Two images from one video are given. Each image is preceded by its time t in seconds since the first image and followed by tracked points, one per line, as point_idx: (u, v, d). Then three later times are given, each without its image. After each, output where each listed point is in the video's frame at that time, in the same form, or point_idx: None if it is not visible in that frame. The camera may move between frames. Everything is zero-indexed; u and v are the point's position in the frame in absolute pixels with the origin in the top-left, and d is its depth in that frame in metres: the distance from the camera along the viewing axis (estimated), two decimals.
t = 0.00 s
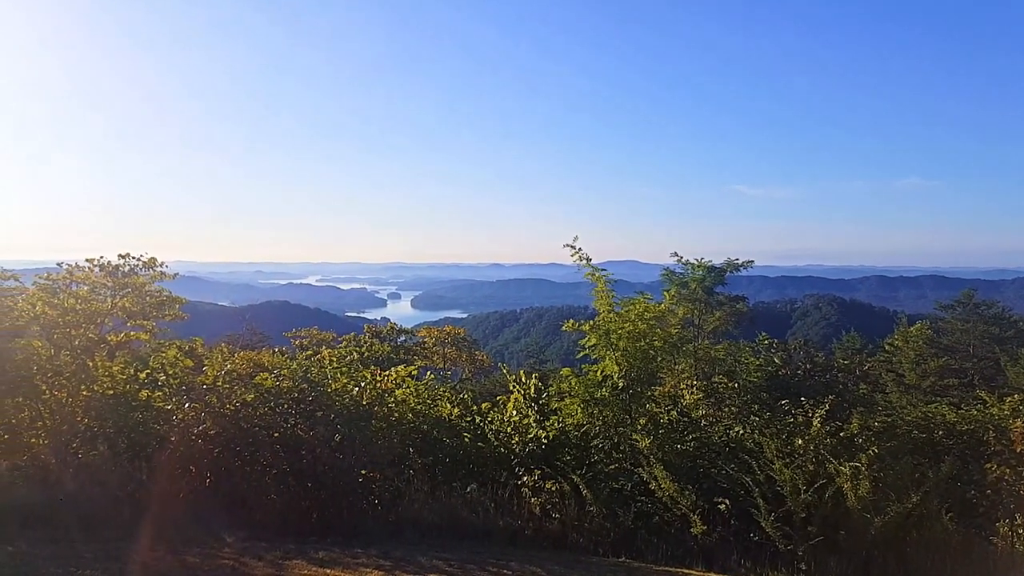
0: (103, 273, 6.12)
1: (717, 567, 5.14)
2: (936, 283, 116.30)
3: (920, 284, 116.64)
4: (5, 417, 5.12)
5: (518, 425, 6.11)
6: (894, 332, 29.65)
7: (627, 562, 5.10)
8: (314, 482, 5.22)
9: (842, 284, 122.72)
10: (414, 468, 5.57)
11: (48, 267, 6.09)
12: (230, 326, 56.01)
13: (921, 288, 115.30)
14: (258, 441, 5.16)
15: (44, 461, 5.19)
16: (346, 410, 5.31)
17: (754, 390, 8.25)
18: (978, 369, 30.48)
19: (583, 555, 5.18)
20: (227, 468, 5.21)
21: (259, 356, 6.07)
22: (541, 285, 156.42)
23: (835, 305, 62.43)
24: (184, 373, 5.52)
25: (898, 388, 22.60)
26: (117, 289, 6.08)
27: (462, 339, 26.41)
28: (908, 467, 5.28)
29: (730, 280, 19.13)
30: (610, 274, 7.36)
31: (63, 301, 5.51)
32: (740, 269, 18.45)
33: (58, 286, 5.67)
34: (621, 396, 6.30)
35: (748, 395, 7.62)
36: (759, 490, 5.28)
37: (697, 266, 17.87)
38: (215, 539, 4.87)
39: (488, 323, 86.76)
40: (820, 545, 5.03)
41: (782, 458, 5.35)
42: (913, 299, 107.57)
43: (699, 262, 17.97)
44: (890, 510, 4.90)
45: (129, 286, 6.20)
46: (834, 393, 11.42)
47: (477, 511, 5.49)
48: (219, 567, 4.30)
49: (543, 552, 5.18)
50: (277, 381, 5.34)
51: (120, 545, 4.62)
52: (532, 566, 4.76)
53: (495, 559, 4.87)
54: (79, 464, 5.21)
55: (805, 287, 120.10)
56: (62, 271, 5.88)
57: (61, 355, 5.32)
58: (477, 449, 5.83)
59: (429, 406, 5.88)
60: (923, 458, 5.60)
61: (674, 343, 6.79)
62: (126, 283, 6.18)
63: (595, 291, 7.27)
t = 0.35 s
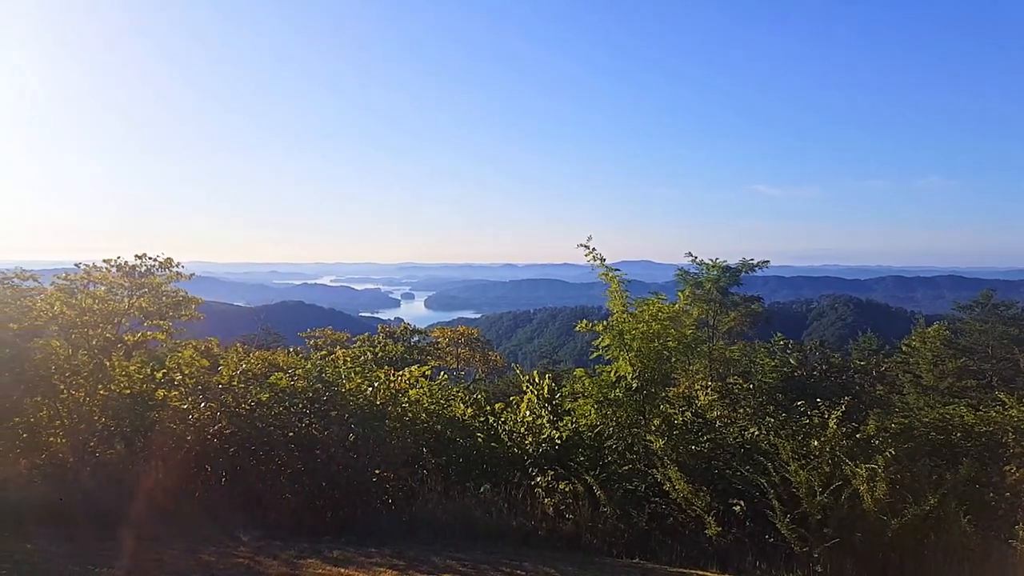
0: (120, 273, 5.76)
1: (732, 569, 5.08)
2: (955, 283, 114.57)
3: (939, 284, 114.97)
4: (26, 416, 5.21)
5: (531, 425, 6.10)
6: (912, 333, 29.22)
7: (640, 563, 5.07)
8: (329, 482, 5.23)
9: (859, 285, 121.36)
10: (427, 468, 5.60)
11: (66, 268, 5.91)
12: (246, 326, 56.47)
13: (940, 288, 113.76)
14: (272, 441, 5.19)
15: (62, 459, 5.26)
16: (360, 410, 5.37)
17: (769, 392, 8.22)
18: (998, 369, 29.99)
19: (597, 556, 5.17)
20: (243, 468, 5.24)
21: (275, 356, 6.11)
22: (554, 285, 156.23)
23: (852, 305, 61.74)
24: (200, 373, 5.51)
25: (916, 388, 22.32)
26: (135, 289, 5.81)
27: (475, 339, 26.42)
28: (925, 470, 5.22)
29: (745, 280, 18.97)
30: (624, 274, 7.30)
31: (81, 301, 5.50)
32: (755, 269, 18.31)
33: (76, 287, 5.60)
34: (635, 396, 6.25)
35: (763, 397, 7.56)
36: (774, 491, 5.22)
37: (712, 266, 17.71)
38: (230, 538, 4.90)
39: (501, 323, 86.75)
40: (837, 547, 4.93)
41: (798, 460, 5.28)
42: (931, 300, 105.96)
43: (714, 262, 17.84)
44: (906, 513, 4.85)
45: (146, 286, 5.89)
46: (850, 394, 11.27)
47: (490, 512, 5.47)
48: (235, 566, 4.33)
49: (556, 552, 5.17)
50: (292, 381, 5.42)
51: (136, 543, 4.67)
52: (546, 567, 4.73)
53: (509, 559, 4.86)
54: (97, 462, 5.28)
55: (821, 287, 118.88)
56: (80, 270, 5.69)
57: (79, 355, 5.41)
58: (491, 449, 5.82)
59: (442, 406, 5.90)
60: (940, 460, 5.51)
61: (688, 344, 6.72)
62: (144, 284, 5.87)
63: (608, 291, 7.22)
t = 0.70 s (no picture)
0: (132, 275, 5.89)
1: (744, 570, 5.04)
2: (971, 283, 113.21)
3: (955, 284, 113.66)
4: (39, 416, 5.26)
5: (542, 425, 6.06)
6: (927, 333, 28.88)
7: (652, 564, 5.03)
8: (340, 482, 5.23)
9: (873, 285, 120.26)
10: (438, 468, 5.58)
11: (79, 269, 6.07)
12: (258, 327, 56.84)
13: (956, 288, 112.47)
14: (284, 441, 5.19)
15: (75, 459, 5.29)
16: (372, 410, 5.32)
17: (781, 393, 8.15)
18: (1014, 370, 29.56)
19: (608, 557, 5.14)
20: (255, 468, 5.25)
21: (286, 356, 6.14)
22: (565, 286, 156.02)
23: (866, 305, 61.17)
24: (212, 373, 5.51)
25: (931, 389, 22.07)
26: (147, 290, 5.91)
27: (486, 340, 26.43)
28: (939, 471, 5.12)
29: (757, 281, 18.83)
30: (635, 274, 7.24)
31: (93, 301, 5.55)
32: (768, 269, 18.16)
33: (88, 287, 5.70)
34: (647, 397, 6.18)
35: (776, 398, 7.48)
36: (786, 492, 5.18)
37: (723, 266, 17.60)
38: (242, 538, 4.91)
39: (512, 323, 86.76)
40: (849, 548, 4.89)
41: (810, 460, 5.22)
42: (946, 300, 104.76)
43: (726, 262, 17.71)
44: (919, 514, 4.79)
45: (159, 287, 6.01)
46: (864, 395, 11.15)
47: (502, 512, 5.44)
48: (246, 566, 4.33)
49: (567, 553, 5.15)
50: (303, 381, 5.40)
51: (149, 543, 4.68)
52: (557, 568, 4.70)
53: (521, 560, 4.82)
54: (110, 462, 5.29)
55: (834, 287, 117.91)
56: (93, 271, 5.82)
57: (92, 356, 5.41)
58: (502, 450, 5.78)
59: (453, 406, 5.87)
60: (955, 461, 5.38)
61: (700, 344, 6.66)
62: (155, 284, 5.98)
63: (620, 291, 7.16)
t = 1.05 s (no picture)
0: (144, 275, 5.74)
1: (756, 571, 5.01)
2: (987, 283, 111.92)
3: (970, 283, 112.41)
4: (54, 415, 5.33)
5: (552, 426, 6.05)
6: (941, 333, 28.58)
7: (663, 565, 5.01)
8: (351, 481, 5.25)
9: (886, 284, 119.19)
10: (449, 468, 5.57)
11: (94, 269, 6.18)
12: (269, 327, 57.19)
13: (971, 288, 111.18)
14: (295, 440, 5.22)
15: (88, 458, 5.34)
16: (382, 410, 5.34)
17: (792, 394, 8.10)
18: None
19: (618, 558, 5.13)
20: (266, 467, 5.27)
21: (297, 356, 6.16)
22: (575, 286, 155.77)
23: (879, 305, 60.64)
24: (223, 372, 5.59)
25: (945, 389, 21.84)
26: (159, 290, 5.78)
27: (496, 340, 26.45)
28: (952, 472, 5.07)
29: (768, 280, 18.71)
30: (646, 274, 7.20)
31: (107, 301, 5.51)
32: (779, 269, 18.03)
33: (101, 287, 5.64)
34: (657, 397, 6.15)
35: (788, 398, 7.43)
36: (798, 493, 5.14)
37: (734, 265, 17.49)
38: (253, 536, 4.93)
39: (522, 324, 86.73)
40: (862, 549, 4.88)
41: (822, 461, 5.18)
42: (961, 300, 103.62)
43: (737, 261, 17.61)
44: (932, 515, 4.77)
45: (171, 287, 5.86)
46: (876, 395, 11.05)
47: (512, 512, 5.44)
48: (258, 565, 4.35)
49: (577, 553, 5.14)
50: (313, 381, 5.43)
51: (162, 542, 4.71)
52: (567, 568, 4.69)
53: (531, 560, 4.81)
54: (123, 461, 5.36)
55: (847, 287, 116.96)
56: (106, 272, 5.74)
57: (105, 355, 5.44)
58: (511, 450, 5.76)
59: (463, 406, 5.86)
60: (968, 462, 5.26)
61: (711, 344, 6.62)
62: (168, 284, 5.84)
63: (630, 291, 7.14)
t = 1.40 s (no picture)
0: (156, 275, 5.58)
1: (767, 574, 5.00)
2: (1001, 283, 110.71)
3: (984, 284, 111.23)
4: (67, 415, 5.42)
5: (561, 426, 6.04)
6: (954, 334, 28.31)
7: (674, 566, 4.98)
8: (361, 480, 5.28)
9: (899, 284, 118.19)
10: (458, 468, 5.55)
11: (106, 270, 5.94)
12: (280, 327, 57.52)
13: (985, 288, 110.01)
14: (306, 439, 5.25)
15: (100, 457, 5.35)
16: (392, 410, 5.37)
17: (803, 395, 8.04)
18: None
19: (628, 559, 5.11)
20: (278, 466, 5.30)
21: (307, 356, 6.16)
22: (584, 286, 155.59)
23: (892, 305, 60.15)
24: (234, 372, 5.65)
25: (958, 390, 21.64)
26: (171, 290, 5.63)
27: (506, 341, 26.47)
28: (965, 473, 4.94)
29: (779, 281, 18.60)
30: (656, 274, 7.16)
31: (119, 302, 5.45)
32: (790, 269, 17.92)
33: (113, 288, 5.53)
34: (667, 397, 6.11)
35: (799, 399, 7.37)
36: (809, 494, 5.10)
37: (745, 266, 17.44)
38: (264, 536, 4.95)
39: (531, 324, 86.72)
40: (874, 551, 4.90)
41: (833, 462, 5.13)
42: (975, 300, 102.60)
43: (747, 262, 17.53)
44: (945, 516, 4.75)
45: (183, 287, 5.70)
46: (888, 396, 10.97)
47: (522, 512, 5.44)
48: (268, 564, 4.36)
49: (587, 554, 5.13)
50: (324, 381, 5.43)
51: (174, 541, 4.74)
52: (578, 569, 4.67)
53: (541, 561, 4.80)
54: (135, 460, 5.39)
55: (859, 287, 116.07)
56: (118, 272, 5.58)
57: (117, 355, 5.46)
58: (521, 450, 5.74)
59: (473, 406, 5.86)
60: (980, 464, 5.13)
61: (722, 345, 6.60)
62: (180, 284, 5.67)
63: (640, 292, 7.10)
